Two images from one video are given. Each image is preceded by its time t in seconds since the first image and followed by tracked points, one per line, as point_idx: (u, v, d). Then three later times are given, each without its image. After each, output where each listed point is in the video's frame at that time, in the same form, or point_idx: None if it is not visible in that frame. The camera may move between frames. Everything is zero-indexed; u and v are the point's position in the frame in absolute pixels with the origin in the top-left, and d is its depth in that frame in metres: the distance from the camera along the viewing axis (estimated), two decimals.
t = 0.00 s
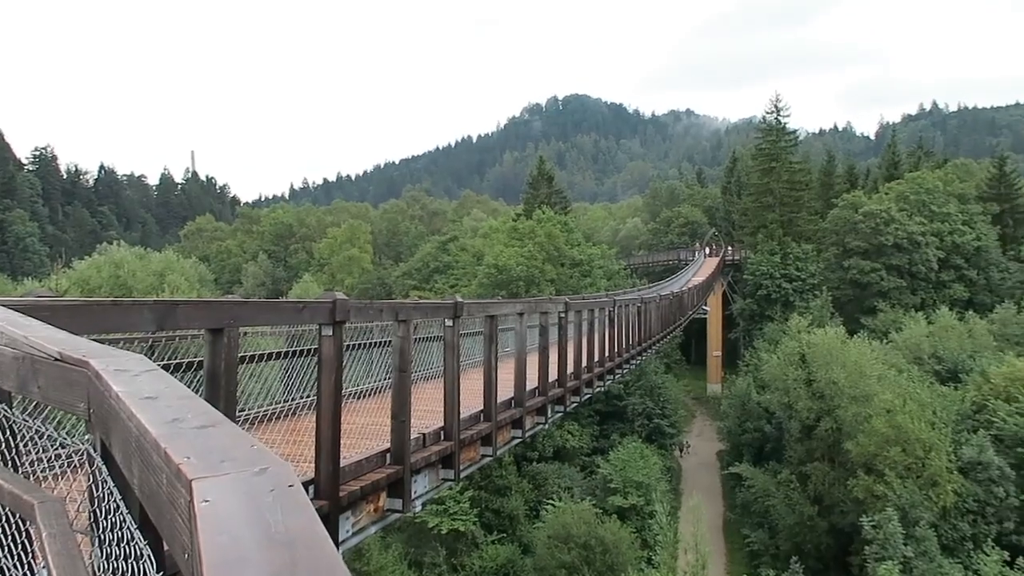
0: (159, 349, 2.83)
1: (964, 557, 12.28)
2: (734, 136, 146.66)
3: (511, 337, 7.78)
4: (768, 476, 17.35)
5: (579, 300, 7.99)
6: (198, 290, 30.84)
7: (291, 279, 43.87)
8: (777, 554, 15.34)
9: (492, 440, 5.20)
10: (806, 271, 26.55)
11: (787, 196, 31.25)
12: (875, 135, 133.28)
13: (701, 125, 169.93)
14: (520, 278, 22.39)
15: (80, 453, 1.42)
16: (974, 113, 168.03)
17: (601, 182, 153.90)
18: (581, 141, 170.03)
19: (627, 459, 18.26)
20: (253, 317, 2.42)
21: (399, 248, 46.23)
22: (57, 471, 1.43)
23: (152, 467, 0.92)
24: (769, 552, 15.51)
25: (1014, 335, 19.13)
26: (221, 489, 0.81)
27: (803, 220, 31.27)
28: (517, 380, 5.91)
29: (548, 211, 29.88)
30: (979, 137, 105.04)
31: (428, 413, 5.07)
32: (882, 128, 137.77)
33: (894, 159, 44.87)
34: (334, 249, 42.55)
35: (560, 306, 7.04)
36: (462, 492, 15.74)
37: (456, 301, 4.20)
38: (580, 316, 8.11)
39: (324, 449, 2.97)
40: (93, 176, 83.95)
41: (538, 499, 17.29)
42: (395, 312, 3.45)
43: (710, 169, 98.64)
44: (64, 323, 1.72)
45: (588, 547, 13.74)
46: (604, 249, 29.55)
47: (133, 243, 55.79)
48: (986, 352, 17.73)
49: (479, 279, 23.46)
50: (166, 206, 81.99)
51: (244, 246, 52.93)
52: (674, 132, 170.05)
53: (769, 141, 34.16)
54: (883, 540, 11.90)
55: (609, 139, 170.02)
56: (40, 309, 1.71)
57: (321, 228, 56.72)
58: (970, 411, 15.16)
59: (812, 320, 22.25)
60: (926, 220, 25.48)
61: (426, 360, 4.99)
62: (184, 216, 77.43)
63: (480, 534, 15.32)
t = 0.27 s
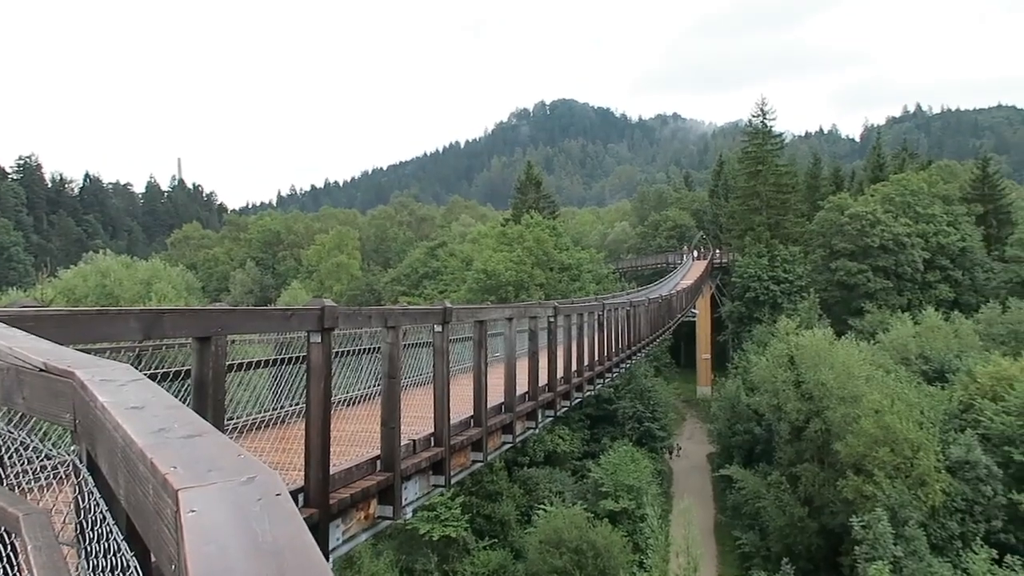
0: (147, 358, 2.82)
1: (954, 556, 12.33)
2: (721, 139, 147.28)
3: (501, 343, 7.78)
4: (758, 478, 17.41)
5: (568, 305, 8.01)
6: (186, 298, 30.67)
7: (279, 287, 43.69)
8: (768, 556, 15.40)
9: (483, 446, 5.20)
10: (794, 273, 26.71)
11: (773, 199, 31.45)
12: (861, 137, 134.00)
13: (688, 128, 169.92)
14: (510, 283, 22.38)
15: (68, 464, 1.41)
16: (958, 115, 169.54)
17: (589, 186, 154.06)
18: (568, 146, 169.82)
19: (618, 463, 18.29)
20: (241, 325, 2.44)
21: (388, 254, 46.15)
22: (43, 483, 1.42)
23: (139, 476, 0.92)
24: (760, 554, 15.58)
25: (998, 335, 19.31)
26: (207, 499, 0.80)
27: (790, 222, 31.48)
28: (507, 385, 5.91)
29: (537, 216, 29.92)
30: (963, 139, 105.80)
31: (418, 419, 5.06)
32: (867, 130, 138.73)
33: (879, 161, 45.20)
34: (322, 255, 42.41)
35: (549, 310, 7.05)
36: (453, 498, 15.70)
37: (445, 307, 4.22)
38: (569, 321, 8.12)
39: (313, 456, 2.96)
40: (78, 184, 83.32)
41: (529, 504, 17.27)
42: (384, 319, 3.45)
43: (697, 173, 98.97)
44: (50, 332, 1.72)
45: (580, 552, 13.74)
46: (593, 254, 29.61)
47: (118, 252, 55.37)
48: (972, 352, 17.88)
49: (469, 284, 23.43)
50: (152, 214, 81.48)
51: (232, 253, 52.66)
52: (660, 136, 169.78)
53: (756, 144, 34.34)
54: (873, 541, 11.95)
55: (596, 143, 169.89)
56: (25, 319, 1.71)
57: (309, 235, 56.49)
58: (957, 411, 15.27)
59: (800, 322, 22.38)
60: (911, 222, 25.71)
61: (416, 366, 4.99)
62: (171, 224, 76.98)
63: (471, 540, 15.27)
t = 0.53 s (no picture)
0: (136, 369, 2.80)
1: (945, 553, 12.37)
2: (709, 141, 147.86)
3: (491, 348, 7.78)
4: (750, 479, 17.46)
5: (558, 308, 8.01)
6: (174, 307, 30.52)
7: (268, 294, 43.52)
8: (761, 556, 15.47)
9: (474, 451, 5.19)
10: (782, 274, 26.82)
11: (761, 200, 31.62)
12: (846, 138, 134.61)
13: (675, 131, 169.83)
14: (499, 288, 22.37)
15: (56, 477, 1.40)
16: (943, 115, 169.88)
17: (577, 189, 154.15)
18: (556, 150, 169.84)
19: (610, 466, 18.32)
20: (229, 335, 2.44)
21: (377, 261, 46.09)
22: (30, 496, 1.41)
23: (126, 487, 0.91)
24: (753, 555, 15.65)
25: (985, 333, 19.44)
26: (194, 510, 0.79)
27: (778, 223, 31.65)
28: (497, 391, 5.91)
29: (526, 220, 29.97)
30: (947, 139, 106.47)
31: (409, 425, 5.04)
32: (852, 132, 139.48)
33: (865, 161, 45.52)
34: (311, 262, 42.30)
35: (539, 315, 7.05)
36: (446, 504, 15.63)
37: (435, 313, 4.21)
38: (559, 324, 8.13)
39: (304, 464, 2.95)
40: (65, 194, 82.77)
41: (522, 509, 17.24)
42: (373, 325, 3.45)
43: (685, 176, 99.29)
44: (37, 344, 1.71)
45: (573, 556, 13.74)
46: (582, 257, 29.67)
47: (106, 262, 55.02)
48: (959, 350, 18.01)
49: (458, 290, 23.40)
50: (139, 223, 81.06)
51: (220, 262, 52.45)
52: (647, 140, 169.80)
53: (742, 146, 34.52)
54: (865, 539, 12.00)
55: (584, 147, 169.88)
56: (12, 331, 1.70)
57: (298, 242, 56.35)
58: (946, 409, 15.36)
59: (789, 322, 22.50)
60: (897, 221, 25.89)
61: (406, 372, 4.98)
62: (158, 233, 76.61)
63: (465, 546, 15.20)
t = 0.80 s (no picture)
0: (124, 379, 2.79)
1: (936, 550, 12.42)
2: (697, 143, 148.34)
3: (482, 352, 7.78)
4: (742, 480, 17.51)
5: (548, 312, 8.02)
6: (162, 316, 30.33)
7: (257, 302, 43.31)
8: (754, 556, 15.55)
9: (466, 456, 5.18)
10: (771, 274, 26.94)
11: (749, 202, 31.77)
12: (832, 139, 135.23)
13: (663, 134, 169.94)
14: (489, 292, 22.35)
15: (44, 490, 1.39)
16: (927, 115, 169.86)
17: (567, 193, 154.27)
18: (545, 154, 169.93)
19: (603, 468, 18.36)
20: (217, 343, 2.45)
21: (367, 267, 45.98)
22: (17, 510, 1.40)
23: (112, 502, 0.90)
24: (747, 555, 15.73)
25: (972, 330, 19.57)
26: (181, 521, 0.78)
27: (766, 224, 31.79)
28: (488, 395, 5.91)
29: (515, 224, 29.98)
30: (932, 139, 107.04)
31: (401, 432, 5.04)
32: (838, 132, 140.28)
33: (851, 162, 45.80)
34: (301, 269, 42.14)
35: (529, 318, 7.06)
36: (439, 510, 15.52)
37: (425, 318, 4.21)
38: (549, 328, 8.14)
39: (294, 472, 2.94)
40: (50, 204, 82.16)
41: (516, 514, 17.20)
42: (363, 331, 3.46)
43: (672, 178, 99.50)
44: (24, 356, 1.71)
45: (567, 559, 13.74)
46: (572, 261, 29.71)
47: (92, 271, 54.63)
48: (947, 348, 18.13)
49: (448, 295, 23.38)
50: (126, 232, 80.49)
51: (208, 269, 52.16)
52: (635, 143, 169.91)
53: (729, 148, 34.67)
54: (857, 538, 12.03)
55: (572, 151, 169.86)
56: None
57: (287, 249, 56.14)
58: (935, 407, 15.45)
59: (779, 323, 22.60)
60: (884, 221, 26.05)
61: (397, 378, 4.97)
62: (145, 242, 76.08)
63: (458, 551, 15.12)
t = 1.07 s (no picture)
0: (112, 391, 2.77)
1: (929, 545, 12.47)
2: (684, 144, 148.71)
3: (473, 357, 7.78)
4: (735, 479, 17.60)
5: (538, 315, 8.03)
6: (151, 326, 30.16)
7: (247, 310, 43.16)
8: (748, 556, 15.68)
9: (458, 461, 5.18)
10: (759, 274, 27.08)
11: (736, 202, 31.94)
12: (818, 139, 135.78)
13: (651, 135, 170.07)
14: (480, 297, 22.33)
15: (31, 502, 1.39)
16: (912, 111, 169.71)
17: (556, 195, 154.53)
18: (533, 157, 170.00)
19: (596, 471, 18.43)
20: (205, 353, 2.45)
21: (357, 274, 45.94)
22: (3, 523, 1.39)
23: (99, 513, 0.89)
24: (741, 555, 15.86)
25: (960, 326, 19.69)
26: (169, 535, 0.77)
27: (753, 224, 31.94)
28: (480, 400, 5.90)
29: (504, 228, 29.99)
30: (916, 136, 107.63)
31: (393, 438, 5.03)
32: (824, 131, 140.98)
33: (837, 161, 46.04)
34: (290, 276, 42.01)
35: (520, 322, 7.06)
36: (433, 515, 15.27)
37: (415, 323, 4.21)
38: (539, 332, 8.15)
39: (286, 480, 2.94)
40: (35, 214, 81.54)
41: (509, 518, 17.17)
42: (352, 338, 3.46)
43: (659, 180, 99.73)
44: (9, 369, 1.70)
45: (562, 563, 13.77)
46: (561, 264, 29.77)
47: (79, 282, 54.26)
48: (935, 344, 18.25)
49: (438, 299, 23.34)
50: (114, 242, 80.05)
51: (197, 278, 51.92)
52: (622, 145, 169.88)
53: (716, 148, 34.79)
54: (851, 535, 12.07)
55: (560, 154, 169.92)
56: None
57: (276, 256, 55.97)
58: (924, 403, 15.54)
59: (768, 322, 22.70)
60: (871, 219, 26.21)
61: (388, 384, 4.97)
62: (132, 251, 75.67)
63: (453, 557, 15.04)
